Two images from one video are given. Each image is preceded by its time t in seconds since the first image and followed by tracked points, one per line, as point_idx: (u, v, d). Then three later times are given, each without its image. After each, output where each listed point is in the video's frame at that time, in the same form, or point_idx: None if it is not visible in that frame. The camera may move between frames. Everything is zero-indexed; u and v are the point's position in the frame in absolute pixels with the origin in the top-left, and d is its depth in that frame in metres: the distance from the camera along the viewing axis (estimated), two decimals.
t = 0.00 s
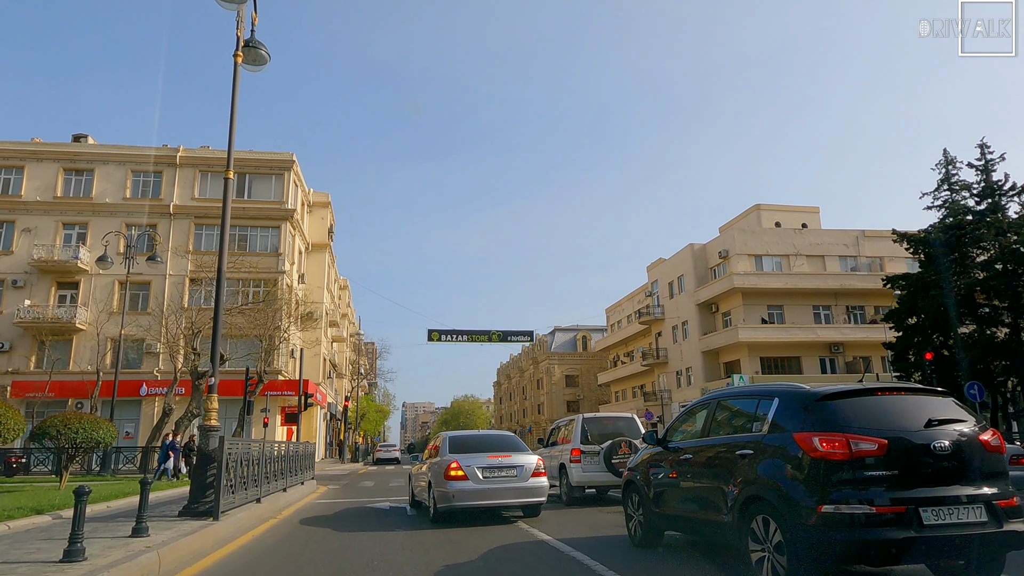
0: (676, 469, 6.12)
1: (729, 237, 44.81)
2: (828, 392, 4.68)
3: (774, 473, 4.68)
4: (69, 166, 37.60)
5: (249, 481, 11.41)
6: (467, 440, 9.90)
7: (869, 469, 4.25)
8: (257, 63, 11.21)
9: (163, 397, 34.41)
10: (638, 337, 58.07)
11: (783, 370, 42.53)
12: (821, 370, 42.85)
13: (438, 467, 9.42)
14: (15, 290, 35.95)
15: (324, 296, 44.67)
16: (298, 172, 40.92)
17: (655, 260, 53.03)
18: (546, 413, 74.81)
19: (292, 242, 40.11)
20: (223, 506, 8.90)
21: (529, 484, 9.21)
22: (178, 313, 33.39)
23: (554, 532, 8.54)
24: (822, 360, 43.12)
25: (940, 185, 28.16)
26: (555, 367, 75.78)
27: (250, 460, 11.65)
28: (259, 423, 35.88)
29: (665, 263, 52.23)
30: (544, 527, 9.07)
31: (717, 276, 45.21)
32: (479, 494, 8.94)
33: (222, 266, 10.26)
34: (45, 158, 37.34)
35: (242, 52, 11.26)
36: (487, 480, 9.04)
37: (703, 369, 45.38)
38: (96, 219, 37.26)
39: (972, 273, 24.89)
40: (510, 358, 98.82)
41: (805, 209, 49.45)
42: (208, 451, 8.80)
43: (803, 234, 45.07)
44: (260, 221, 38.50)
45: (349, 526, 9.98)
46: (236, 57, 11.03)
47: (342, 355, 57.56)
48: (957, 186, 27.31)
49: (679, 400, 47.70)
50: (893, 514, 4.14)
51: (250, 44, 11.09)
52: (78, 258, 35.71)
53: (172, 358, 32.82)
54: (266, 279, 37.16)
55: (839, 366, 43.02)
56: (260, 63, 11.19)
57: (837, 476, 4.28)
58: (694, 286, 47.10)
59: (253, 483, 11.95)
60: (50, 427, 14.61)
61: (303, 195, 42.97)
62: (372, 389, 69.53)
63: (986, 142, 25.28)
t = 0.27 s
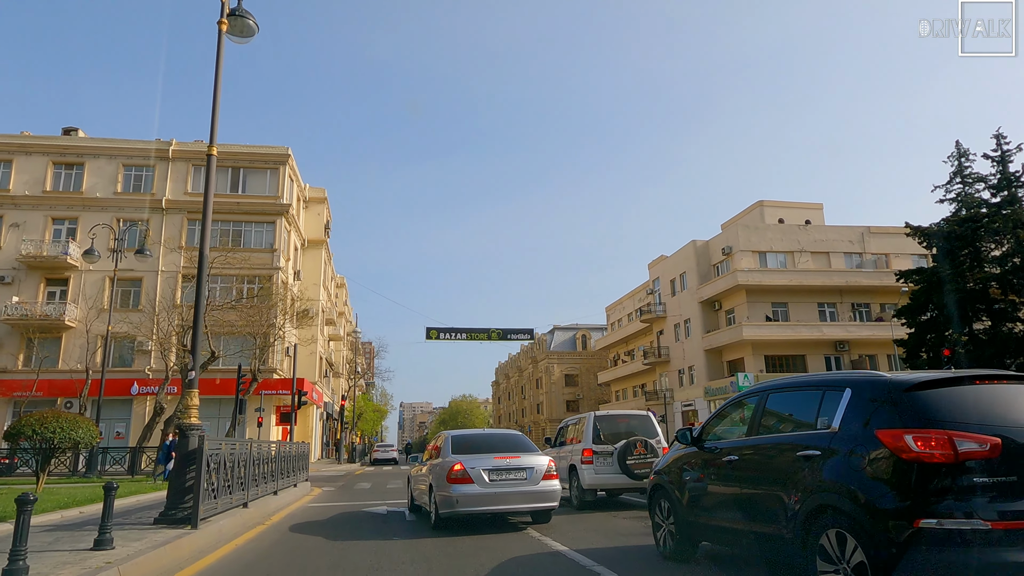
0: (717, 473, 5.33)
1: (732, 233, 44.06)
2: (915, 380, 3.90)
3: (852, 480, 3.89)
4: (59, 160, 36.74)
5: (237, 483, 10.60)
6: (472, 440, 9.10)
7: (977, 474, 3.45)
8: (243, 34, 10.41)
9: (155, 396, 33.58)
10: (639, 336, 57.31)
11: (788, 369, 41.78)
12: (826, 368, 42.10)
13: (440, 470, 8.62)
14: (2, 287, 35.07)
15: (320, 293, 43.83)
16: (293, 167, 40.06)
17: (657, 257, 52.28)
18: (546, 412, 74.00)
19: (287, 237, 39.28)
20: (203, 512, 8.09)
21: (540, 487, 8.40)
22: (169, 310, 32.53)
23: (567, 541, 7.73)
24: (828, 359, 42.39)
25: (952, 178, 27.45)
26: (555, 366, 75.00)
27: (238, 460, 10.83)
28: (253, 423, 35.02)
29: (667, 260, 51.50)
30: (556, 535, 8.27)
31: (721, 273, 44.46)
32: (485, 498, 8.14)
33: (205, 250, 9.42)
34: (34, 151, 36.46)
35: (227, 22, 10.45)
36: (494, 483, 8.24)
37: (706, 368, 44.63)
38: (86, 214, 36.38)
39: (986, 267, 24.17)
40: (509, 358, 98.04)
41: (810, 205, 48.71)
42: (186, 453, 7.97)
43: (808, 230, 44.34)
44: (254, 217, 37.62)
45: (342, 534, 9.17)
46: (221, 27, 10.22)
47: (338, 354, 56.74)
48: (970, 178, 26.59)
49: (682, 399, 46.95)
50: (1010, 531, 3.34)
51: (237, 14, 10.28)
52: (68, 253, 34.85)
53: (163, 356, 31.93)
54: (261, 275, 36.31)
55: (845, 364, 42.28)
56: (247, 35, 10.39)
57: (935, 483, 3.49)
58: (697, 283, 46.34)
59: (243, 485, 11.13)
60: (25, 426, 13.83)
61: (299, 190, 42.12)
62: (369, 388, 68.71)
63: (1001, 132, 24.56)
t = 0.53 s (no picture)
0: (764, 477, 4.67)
1: (735, 230, 43.37)
2: None
3: (953, 487, 3.25)
4: (48, 153, 35.89)
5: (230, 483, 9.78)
6: (477, 440, 8.36)
7: None
8: (229, 4, 9.66)
9: (146, 395, 32.77)
10: (640, 334, 56.61)
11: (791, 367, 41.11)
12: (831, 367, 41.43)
13: (442, 471, 7.90)
14: None
15: (316, 290, 43.03)
16: (289, 161, 39.27)
17: (658, 254, 51.61)
18: (545, 412, 73.23)
19: (282, 233, 38.49)
20: (182, 519, 7.28)
21: (552, 491, 7.68)
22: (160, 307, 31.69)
23: (584, 550, 7.00)
24: (832, 357, 41.73)
25: (964, 171, 26.82)
26: (553, 365, 74.25)
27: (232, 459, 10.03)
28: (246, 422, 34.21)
29: (668, 258, 50.83)
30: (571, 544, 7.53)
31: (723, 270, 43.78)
32: (493, 503, 7.41)
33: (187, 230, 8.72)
34: (22, 145, 35.62)
35: None
36: (502, 487, 7.52)
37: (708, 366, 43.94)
38: (75, 209, 35.52)
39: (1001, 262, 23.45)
40: (507, 357, 97.30)
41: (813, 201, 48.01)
42: (162, 453, 7.20)
43: (811, 226, 43.70)
44: (248, 212, 36.80)
45: (334, 542, 8.42)
46: None
47: (335, 353, 55.92)
48: (983, 171, 25.94)
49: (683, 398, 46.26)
50: None
51: None
52: (56, 249, 34.00)
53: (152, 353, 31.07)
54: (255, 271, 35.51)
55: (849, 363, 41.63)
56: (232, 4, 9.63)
57: None
58: (699, 280, 45.65)
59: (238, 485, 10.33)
60: None
61: (294, 185, 41.31)
62: (366, 388, 67.90)
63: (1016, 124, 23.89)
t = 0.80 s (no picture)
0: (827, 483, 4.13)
1: (738, 226, 42.74)
2: None
3: None
4: (37, 147, 35.11)
5: (219, 484, 9.08)
6: (483, 440, 7.68)
7: None
8: None
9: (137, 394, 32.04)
10: (640, 333, 55.97)
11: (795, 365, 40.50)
12: (835, 365, 40.83)
13: (445, 475, 7.24)
14: None
15: (312, 287, 42.32)
16: (284, 155, 38.54)
17: (659, 252, 50.98)
18: (543, 411, 72.54)
19: (277, 229, 37.76)
20: (160, 526, 6.58)
21: (565, 495, 6.98)
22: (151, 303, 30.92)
23: (602, 560, 6.31)
24: (836, 355, 41.11)
25: (975, 164, 26.23)
26: (552, 364, 73.56)
27: (222, 460, 9.32)
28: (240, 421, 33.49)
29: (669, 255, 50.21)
30: (586, 553, 6.84)
31: (726, 267, 43.15)
32: (500, 509, 6.74)
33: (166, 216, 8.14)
34: (11, 138, 34.84)
35: None
36: (510, 491, 6.84)
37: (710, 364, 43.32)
38: (66, 204, 34.73)
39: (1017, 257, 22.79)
40: (505, 356, 96.56)
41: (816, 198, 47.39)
42: (137, 454, 6.52)
43: (815, 223, 43.09)
44: (243, 207, 36.05)
45: (327, 551, 7.74)
46: None
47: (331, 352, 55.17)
48: (995, 164, 25.35)
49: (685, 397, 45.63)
50: None
51: None
52: (46, 244, 33.22)
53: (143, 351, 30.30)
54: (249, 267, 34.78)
55: (853, 361, 41.03)
56: None
57: None
58: (701, 277, 45.01)
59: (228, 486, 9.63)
60: None
61: (290, 180, 40.60)
62: (363, 387, 67.16)
63: None
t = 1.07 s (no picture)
0: (894, 488, 3.56)
1: (740, 223, 42.15)
2: None
3: None
4: (28, 142, 34.47)
5: (206, 487, 8.47)
6: (489, 439, 7.09)
7: None
8: None
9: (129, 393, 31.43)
10: (641, 332, 55.42)
11: (799, 363, 39.92)
12: (839, 363, 40.27)
13: (448, 477, 6.65)
14: None
15: (309, 285, 41.71)
16: (280, 150, 37.91)
17: (660, 249, 50.43)
18: (543, 410, 71.91)
19: (274, 225, 37.13)
20: (135, 535, 5.98)
21: (579, 499, 6.39)
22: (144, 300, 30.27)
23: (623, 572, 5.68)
24: (840, 353, 40.54)
25: (986, 157, 25.69)
26: (552, 363, 72.96)
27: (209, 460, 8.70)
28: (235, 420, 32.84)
29: (671, 252, 49.66)
30: (603, 562, 6.26)
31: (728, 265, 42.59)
32: (510, 516, 6.14)
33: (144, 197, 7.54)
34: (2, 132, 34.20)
35: None
36: (519, 495, 6.25)
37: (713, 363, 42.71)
38: (57, 200, 34.07)
39: None
40: (504, 355, 95.91)
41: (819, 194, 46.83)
42: (107, 458, 5.91)
43: (819, 219, 42.55)
44: (238, 203, 35.38)
45: (319, 561, 7.13)
46: None
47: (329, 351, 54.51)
48: (1006, 157, 24.80)
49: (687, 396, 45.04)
50: None
51: None
52: (37, 241, 32.55)
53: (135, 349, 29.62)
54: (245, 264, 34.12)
55: (858, 359, 40.51)
56: None
57: None
58: (703, 275, 44.43)
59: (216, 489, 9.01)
60: None
61: (287, 176, 39.98)
62: (361, 387, 66.53)
63: None
